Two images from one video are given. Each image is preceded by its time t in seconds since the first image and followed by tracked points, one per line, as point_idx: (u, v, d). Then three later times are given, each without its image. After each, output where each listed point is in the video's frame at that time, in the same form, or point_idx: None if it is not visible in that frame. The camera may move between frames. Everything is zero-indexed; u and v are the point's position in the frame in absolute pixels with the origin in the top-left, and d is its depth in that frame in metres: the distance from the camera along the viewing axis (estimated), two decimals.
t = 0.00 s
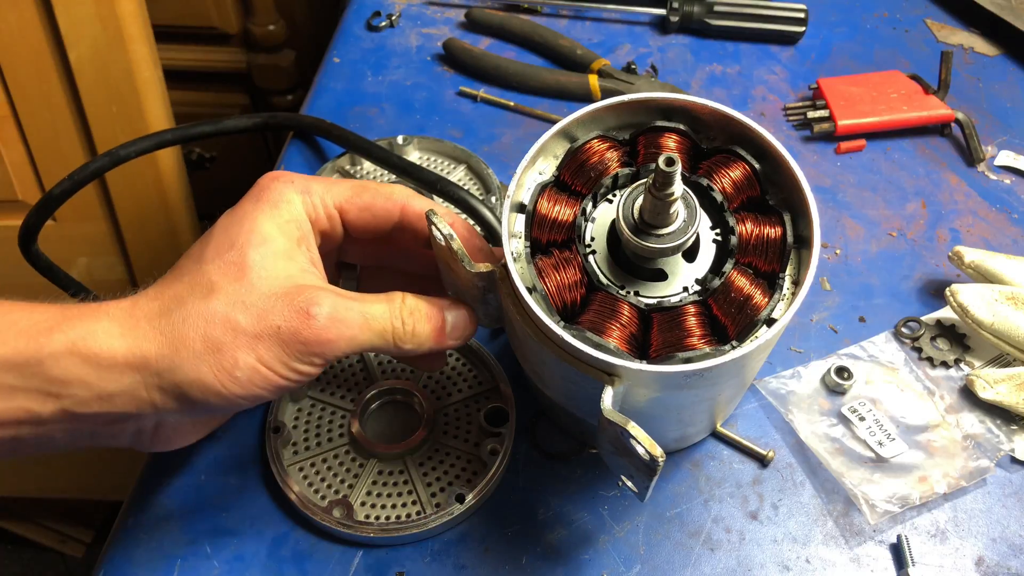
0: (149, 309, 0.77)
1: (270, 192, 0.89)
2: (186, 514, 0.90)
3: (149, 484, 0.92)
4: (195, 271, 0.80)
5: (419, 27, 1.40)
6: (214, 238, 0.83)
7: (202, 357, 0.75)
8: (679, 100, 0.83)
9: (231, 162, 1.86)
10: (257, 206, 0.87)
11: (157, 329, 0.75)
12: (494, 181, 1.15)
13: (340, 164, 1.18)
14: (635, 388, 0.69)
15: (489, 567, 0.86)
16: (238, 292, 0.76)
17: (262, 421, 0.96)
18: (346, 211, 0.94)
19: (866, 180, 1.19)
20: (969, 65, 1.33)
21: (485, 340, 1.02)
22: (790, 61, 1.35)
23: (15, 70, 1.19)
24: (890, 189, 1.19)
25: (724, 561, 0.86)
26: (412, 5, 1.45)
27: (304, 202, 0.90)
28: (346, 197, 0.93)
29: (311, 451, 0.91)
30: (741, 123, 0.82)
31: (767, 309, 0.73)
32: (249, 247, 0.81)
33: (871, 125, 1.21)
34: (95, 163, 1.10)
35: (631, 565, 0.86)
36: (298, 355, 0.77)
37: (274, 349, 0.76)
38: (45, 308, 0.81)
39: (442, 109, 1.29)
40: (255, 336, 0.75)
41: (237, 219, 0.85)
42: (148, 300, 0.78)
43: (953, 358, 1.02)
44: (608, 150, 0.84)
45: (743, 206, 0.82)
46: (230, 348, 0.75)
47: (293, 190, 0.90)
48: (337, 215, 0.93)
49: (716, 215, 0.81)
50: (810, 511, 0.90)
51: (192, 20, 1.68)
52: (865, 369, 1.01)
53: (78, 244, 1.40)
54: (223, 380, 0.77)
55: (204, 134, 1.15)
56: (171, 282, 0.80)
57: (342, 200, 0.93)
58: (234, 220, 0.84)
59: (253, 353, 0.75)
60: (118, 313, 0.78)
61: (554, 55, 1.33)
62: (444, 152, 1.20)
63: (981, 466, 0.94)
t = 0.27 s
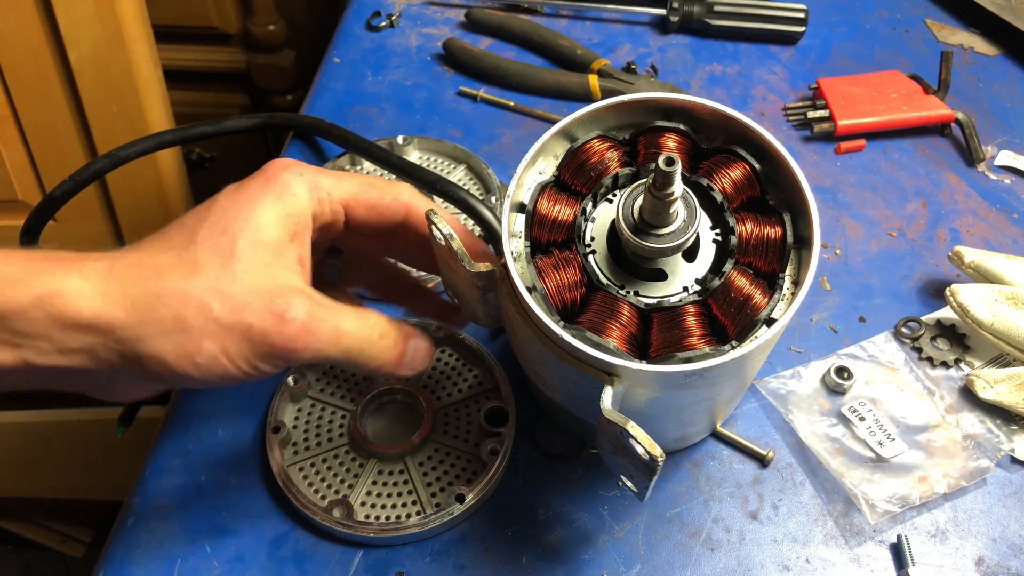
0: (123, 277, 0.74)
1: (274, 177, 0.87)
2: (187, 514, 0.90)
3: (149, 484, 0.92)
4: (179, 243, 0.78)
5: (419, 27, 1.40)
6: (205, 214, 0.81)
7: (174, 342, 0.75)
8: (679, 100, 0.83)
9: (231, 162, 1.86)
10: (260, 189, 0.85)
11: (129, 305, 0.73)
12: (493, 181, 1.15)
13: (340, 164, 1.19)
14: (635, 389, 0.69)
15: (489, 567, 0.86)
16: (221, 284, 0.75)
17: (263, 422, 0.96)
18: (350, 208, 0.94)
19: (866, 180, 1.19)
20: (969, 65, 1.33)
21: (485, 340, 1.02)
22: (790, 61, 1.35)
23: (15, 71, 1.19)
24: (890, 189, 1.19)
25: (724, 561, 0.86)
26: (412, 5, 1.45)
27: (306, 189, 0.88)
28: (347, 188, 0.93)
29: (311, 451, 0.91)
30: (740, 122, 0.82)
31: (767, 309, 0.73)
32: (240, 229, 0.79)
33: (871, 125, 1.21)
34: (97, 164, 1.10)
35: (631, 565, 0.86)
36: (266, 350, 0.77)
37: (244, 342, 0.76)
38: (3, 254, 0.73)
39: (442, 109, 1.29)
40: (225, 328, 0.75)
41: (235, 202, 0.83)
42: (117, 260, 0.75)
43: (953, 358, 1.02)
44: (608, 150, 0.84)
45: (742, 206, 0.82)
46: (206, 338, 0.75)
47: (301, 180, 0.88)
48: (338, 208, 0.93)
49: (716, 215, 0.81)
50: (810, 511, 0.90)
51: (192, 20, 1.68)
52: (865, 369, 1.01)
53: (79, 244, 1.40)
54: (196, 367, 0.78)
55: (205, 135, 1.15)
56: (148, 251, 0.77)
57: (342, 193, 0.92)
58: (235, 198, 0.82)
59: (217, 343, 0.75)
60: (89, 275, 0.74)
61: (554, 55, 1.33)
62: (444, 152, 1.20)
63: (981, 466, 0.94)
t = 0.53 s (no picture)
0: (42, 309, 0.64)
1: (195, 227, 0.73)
2: (187, 513, 0.90)
3: (149, 484, 0.92)
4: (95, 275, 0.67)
5: (419, 27, 1.40)
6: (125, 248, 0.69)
7: (50, 401, 0.64)
8: (679, 100, 0.83)
9: (231, 162, 1.86)
10: (173, 240, 0.71)
11: (31, 351, 0.63)
12: (493, 181, 1.15)
13: (340, 164, 1.19)
14: (634, 389, 0.69)
15: (489, 567, 0.86)
16: (121, 349, 0.64)
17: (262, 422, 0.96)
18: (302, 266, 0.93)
19: (866, 180, 1.19)
20: (969, 65, 1.33)
21: (485, 340, 1.02)
22: (790, 61, 1.35)
23: (15, 72, 1.19)
24: (890, 189, 1.19)
25: (724, 561, 0.86)
26: (412, 5, 1.45)
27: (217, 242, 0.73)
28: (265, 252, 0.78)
29: (311, 451, 0.91)
30: (740, 122, 0.82)
31: (767, 309, 0.73)
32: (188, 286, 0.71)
33: (871, 125, 1.21)
34: (97, 164, 1.10)
35: (630, 565, 0.86)
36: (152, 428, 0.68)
37: (132, 415, 0.66)
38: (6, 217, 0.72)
39: (442, 109, 1.29)
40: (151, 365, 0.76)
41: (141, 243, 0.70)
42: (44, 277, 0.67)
43: (953, 358, 1.02)
44: (608, 151, 0.84)
45: (742, 206, 0.82)
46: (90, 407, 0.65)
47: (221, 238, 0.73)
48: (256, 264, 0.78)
49: (716, 215, 0.81)
50: (810, 511, 0.90)
51: (191, 20, 1.68)
52: (865, 369, 1.01)
53: (79, 244, 1.40)
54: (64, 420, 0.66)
55: (204, 135, 1.15)
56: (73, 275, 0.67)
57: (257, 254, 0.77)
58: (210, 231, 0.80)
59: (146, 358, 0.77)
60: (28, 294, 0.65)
61: (554, 55, 1.33)
62: (444, 152, 1.20)
63: (981, 466, 0.94)
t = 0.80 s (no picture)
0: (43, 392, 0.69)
1: (194, 337, 0.74)
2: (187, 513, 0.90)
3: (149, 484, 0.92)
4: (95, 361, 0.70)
5: (419, 27, 1.41)
6: (129, 344, 0.72)
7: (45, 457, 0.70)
8: (679, 100, 0.83)
9: (231, 162, 1.86)
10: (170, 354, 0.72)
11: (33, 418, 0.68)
12: (493, 181, 1.15)
13: (340, 164, 1.19)
14: (634, 388, 0.69)
15: (488, 568, 0.86)
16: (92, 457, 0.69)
17: (262, 422, 0.96)
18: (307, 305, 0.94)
19: (866, 180, 1.19)
20: (969, 65, 1.33)
21: (485, 340, 1.02)
22: (790, 61, 1.35)
23: (15, 71, 1.19)
24: (890, 189, 1.19)
25: (724, 561, 0.86)
26: (412, 5, 1.45)
27: (211, 346, 0.74)
28: (263, 355, 0.77)
29: (311, 451, 0.91)
30: (740, 122, 0.82)
31: (767, 309, 0.73)
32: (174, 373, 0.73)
33: (870, 125, 1.21)
34: (97, 165, 1.10)
35: (630, 565, 0.86)
36: (104, 523, 0.72)
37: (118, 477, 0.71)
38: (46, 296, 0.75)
39: (442, 109, 1.29)
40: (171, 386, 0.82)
41: (152, 347, 0.73)
42: (45, 354, 0.71)
43: (953, 358, 1.02)
44: (608, 151, 0.84)
45: (742, 206, 0.82)
46: (50, 499, 0.70)
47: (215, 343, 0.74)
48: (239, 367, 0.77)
49: (716, 215, 0.81)
50: (810, 510, 0.90)
51: (191, 20, 1.68)
52: (864, 369, 1.01)
53: (79, 244, 1.40)
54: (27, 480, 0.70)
55: (204, 135, 1.15)
56: (82, 364, 0.71)
57: (245, 359, 0.75)
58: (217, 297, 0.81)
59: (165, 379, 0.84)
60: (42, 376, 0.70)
61: (554, 55, 1.33)
62: (444, 152, 1.20)
63: (981, 466, 0.94)
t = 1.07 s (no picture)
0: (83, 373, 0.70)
1: (239, 333, 0.75)
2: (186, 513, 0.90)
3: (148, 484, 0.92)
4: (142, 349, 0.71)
5: (418, 27, 1.40)
6: (176, 337, 0.74)
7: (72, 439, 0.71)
8: (679, 100, 0.83)
9: (231, 162, 1.86)
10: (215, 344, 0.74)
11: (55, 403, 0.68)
12: (493, 181, 1.15)
13: (340, 164, 1.19)
14: (635, 389, 0.69)
15: (488, 567, 0.86)
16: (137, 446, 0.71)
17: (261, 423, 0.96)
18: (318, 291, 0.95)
19: (866, 179, 1.19)
20: (969, 65, 1.33)
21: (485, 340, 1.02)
22: (789, 61, 1.35)
23: (15, 71, 1.19)
24: (890, 189, 1.19)
25: (724, 561, 0.86)
26: (412, 5, 1.45)
27: (256, 344, 0.75)
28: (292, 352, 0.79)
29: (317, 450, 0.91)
30: (740, 122, 0.82)
31: (767, 309, 0.73)
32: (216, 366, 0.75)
33: (870, 125, 1.21)
34: (98, 164, 1.10)
35: (630, 565, 0.86)
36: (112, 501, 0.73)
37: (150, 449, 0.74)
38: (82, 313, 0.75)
39: (442, 109, 1.29)
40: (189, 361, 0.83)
41: (203, 343, 0.74)
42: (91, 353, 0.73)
43: (953, 358, 1.02)
44: (608, 150, 0.84)
45: (742, 206, 0.82)
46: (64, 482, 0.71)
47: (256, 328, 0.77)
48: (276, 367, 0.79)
49: (716, 215, 0.81)
50: (810, 510, 0.90)
51: (192, 20, 1.68)
52: (864, 369, 1.01)
53: (79, 244, 1.40)
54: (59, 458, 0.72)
55: (204, 134, 1.15)
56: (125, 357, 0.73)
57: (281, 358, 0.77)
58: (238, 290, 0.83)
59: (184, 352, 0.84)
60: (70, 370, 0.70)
61: (554, 55, 1.33)
62: (444, 152, 1.20)
63: (981, 466, 0.94)
